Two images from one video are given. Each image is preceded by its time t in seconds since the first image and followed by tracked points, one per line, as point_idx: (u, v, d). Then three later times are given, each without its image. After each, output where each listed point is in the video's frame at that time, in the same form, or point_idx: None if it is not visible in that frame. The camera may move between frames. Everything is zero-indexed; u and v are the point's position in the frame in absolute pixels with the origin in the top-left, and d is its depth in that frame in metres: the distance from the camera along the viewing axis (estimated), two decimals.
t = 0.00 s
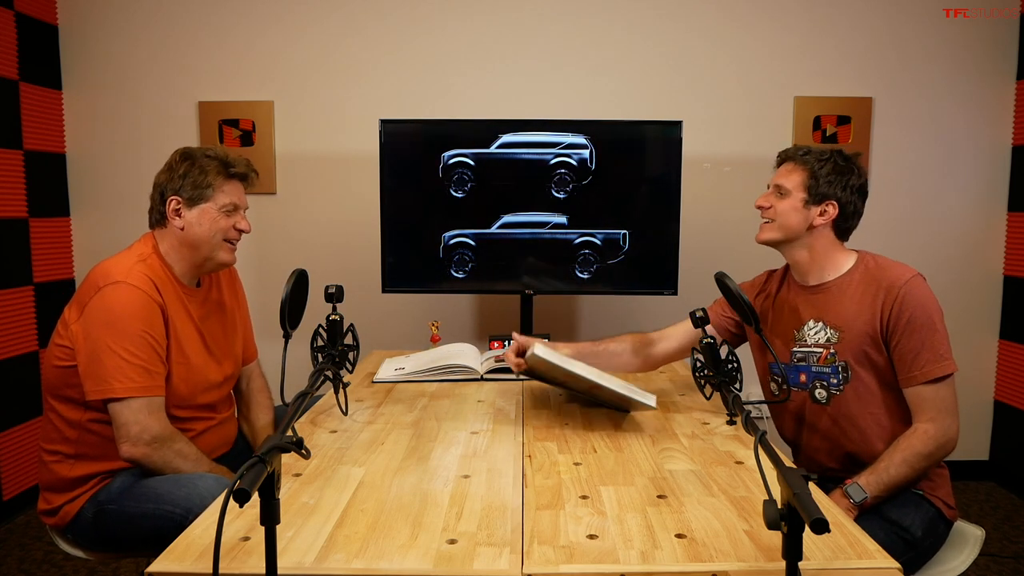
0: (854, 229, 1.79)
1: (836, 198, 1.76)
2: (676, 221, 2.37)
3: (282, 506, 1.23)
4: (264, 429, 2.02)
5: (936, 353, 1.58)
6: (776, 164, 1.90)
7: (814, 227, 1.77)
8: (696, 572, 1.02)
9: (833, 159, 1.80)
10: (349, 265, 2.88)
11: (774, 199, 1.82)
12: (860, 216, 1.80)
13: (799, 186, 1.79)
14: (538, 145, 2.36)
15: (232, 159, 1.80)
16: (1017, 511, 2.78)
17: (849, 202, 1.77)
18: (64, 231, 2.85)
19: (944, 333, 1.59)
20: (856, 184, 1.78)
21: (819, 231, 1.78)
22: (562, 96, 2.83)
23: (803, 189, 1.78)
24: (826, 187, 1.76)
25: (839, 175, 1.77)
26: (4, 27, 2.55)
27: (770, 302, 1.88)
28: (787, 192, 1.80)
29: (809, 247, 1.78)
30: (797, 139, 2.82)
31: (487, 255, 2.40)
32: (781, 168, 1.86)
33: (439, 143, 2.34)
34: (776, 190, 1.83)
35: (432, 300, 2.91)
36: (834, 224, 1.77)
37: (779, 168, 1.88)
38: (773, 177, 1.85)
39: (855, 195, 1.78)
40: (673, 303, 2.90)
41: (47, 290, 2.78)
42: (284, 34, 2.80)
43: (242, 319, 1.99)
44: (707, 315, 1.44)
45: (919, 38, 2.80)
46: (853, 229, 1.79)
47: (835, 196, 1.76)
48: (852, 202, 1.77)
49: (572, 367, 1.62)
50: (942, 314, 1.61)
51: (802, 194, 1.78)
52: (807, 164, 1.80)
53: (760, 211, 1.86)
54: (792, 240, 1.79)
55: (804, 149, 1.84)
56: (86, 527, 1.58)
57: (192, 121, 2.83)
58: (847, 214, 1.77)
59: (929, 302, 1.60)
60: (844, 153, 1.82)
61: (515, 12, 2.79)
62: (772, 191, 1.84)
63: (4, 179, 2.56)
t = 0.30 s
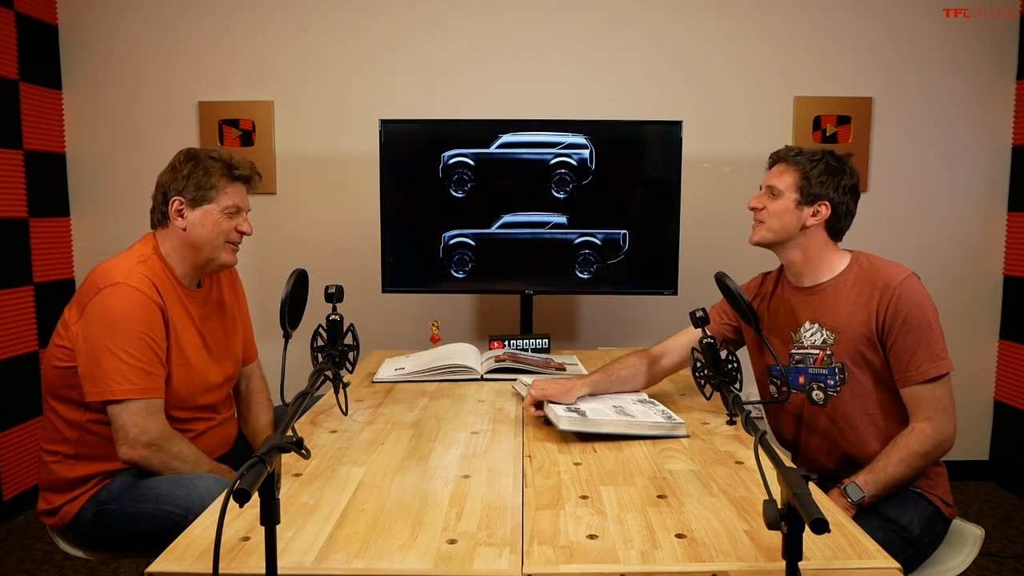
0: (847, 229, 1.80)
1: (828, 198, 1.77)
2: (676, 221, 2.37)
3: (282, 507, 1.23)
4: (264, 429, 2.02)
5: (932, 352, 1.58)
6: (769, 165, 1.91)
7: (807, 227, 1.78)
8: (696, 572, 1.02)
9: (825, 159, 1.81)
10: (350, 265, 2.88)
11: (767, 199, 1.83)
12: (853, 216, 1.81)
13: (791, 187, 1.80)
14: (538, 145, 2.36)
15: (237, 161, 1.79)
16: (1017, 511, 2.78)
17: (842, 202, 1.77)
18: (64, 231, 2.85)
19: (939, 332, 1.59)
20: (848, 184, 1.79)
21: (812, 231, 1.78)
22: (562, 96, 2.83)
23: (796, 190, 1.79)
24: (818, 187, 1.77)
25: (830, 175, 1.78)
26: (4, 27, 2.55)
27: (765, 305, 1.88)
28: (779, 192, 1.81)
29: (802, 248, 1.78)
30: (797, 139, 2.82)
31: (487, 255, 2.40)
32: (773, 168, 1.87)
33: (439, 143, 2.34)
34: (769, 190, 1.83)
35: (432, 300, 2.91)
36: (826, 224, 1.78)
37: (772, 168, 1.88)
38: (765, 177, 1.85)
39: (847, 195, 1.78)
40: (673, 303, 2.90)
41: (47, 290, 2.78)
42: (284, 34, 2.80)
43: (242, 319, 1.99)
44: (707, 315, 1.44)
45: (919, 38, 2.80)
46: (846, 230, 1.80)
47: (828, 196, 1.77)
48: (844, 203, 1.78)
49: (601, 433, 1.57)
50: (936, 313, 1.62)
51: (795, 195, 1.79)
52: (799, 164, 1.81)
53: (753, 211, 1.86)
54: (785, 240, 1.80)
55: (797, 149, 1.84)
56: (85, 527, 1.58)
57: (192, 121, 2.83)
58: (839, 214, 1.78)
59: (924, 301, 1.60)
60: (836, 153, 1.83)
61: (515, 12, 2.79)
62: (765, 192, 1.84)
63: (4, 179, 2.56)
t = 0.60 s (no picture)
0: (847, 229, 1.80)
1: (828, 198, 1.77)
2: (676, 221, 2.37)
3: (282, 507, 1.23)
4: (265, 429, 2.02)
5: (934, 354, 1.57)
6: (768, 166, 1.90)
7: (807, 228, 1.78)
8: (696, 572, 1.02)
9: (823, 159, 1.80)
10: (350, 264, 2.88)
11: (766, 201, 1.83)
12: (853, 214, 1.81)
13: (790, 189, 1.80)
14: (538, 145, 2.36)
15: (240, 163, 1.79)
16: (1017, 511, 2.78)
17: (841, 202, 1.77)
18: (64, 231, 2.85)
19: (942, 334, 1.59)
20: (847, 183, 1.79)
21: (813, 232, 1.78)
22: (561, 96, 2.83)
23: (795, 192, 1.79)
24: (817, 188, 1.77)
25: (829, 175, 1.78)
26: (4, 27, 2.55)
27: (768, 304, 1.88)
28: (779, 194, 1.81)
29: (803, 249, 1.78)
30: (797, 139, 2.82)
31: (487, 255, 2.40)
32: (772, 170, 1.87)
33: (439, 143, 2.34)
34: (768, 193, 1.83)
35: (432, 300, 2.91)
36: (827, 225, 1.78)
37: (771, 169, 1.88)
38: (764, 180, 1.86)
39: (847, 194, 1.78)
40: (673, 303, 2.90)
41: (47, 290, 2.78)
42: (284, 34, 2.80)
43: (242, 320, 1.99)
44: (707, 316, 1.44)
45: (918, 39, 2.80)
46: (846, 229, 1.80)
47: (827, 196, 1.77)
48: (844, 202, 1.78)
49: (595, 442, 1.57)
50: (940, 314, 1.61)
51: (795, 196, 1.79)
52: (797, 166, 1.81)
53: (753, 213, 1.86)
54: (787, 241, 1.80)
55: (796, 150, 1.84)
56: (85, 527, 1.58)
57: (192, 121, 2.83)
58: (839, 214, 1.78)
59: (927, 302, 1.60)
60: (834, 152, 1.82)
61: (515, 12, 2.79)
62: (764, 194, 1.85)
63: (4, 178, 2.56)
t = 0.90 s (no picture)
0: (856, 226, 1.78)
1: (834, 198, 1.76)
2: (676, 221, 2.37)
3: (282, 506, 1.23)
4: (264, 430, 2.02)
5: (938, 359, 1.56)
6: (771, 169, 1.90)
7: (815, 230, 1.77)
8: (696, 572, 1.02)
9: (825, 158, 1.79)
10: (350, 264, 2.88)
11: (772, 207, 1.83)
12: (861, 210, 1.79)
13: (794, 192, 1.79)
14: (538, 145, 2.35)
15: (239, 163, 1.79)
16: (1017, 511, 2.78)
17: (848, 200, 1.76)
18: (64, 232, 2.85)
19: (947, 339, 1.58)
20: (851, 180, 1.77)
21: (821, 233, 1.77)
22: (561, 96, 2.83)
23: (799, 195, 1.78)
24: (821, 189, 1.76)
25: (832, 175, 1.77)
26: (4, 27, 2.55)
27: (776, 302, 1.89)
28: (784, 198, 1.81)
29: (811, 251, 1.77)
30: (797, 139, 2.82)
31: (487, 255, 2.40)
32: (776, 174, 1.87)
33: (439, 144, 2.34)
34: (773, 198, 1.83)
35: (432, 300, 2.91)
36: (835, 224, 1.77)
37: (774, 173, 1.88)
38: (767, 185, 1.86)
39: (853, 190, 1.77)
40: (673, 303, 2.90)
41: (47, 290, 2.78)
42: (284, 34, 2.80)
43: (241, 320, 1.99)
44: (707, 316, 1.44)
45: (918, 39, 2.80)
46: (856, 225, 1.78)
47: (832, 196, 1.76)
48: (850, 200, 1.76)
49: (596, 443, 1.57)
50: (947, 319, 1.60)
51: (799, 200, 1.78)
52: (799, 168, 1.80)
53: (760, 220, 1.87)
54: (795, 245, 1.79)
55: (796, 152, 1.83)
56: (85, 527, 1.58)
57: (192, 121, 2.83)
58: (847, 212, 1.76)
59: (933, 307, 1.59)
60: (835, 149, 1.81)
61: (515, 12, 2.79)
62: (769, 199, 1.85)
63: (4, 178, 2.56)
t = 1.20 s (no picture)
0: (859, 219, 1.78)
1: (834, 196, 1.75)
2: (676, 221, 2.37)
3: (282, 506, 1.23)
4: (264, 430, 2.02)
5: (941, 360, 1.56)
6: (767, 175, 1.90)
7: (820, 229, 1.77)
8: (696, 572, 1.02)
9: (818, 158, 1.78)
10: (350, 264, 2.88)
11: (774, 213, 1.83)
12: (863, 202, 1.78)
13: (793, 197, 1.79)
14: (538, 145, 2.35)
15: (239, 163, 1.79)
16: (1017, 511, 2.78)
17: (849, 194, 1.75)
18: (64, 232, 2.85)
19: (953, 340, 1.57)
20: (849, 174, 1.76)
21: (827, 231, 1.77)
22: (561, 96, 2.83)
23: (799, 199, 1.78)
24: (820, 189, 1.76)
25: (828, 173, 1.76)
26: (3, 28, 2.55)
27: (785, 299, 1.89)
28: (784, 204, 1.81)
29: (818, 251, 1.77)
30: (797, 139, 2.82)
31: (487, 255, 2.40)
32: (774, 180, 1.87)
33: (439, 144, 2.34)
34: (774, 204, 1.84)
35: (432, 300, 2.91)
36: (839, 221, 1.76)
37: (772, 179, 1.88)
38: (767, 194, 1.86)
39: (851, 184, 1.76)
40: (673, 303, 2.90)
41: (47, 290, 2.78)
42: (284, 34, 2.80)
43: (241, 321, 1.99)
44: (707, 316, 1.43)
45: (918, 39, 2.80)
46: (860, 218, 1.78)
47: (832, 194, 1.75)
48: (849, 194, 1.75)
49: (597, 442, 1.57)
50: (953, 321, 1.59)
51: (800, 203, 1.78)
52: (794, 172, 1.80)
53: (765, 227, 1.87)
54: (802, 247, 1.79)
55: (790, 157, 1.83)
56: (85, 527, 1.58)
57: (192, 121, 2.83)
58: (849, 207, 1.76)
59: (939, 307, 1.58)
60: (827, 146, 1.79)
61: (515, 12, 2.79)
62: (771, 206, 1.85)
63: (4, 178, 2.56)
